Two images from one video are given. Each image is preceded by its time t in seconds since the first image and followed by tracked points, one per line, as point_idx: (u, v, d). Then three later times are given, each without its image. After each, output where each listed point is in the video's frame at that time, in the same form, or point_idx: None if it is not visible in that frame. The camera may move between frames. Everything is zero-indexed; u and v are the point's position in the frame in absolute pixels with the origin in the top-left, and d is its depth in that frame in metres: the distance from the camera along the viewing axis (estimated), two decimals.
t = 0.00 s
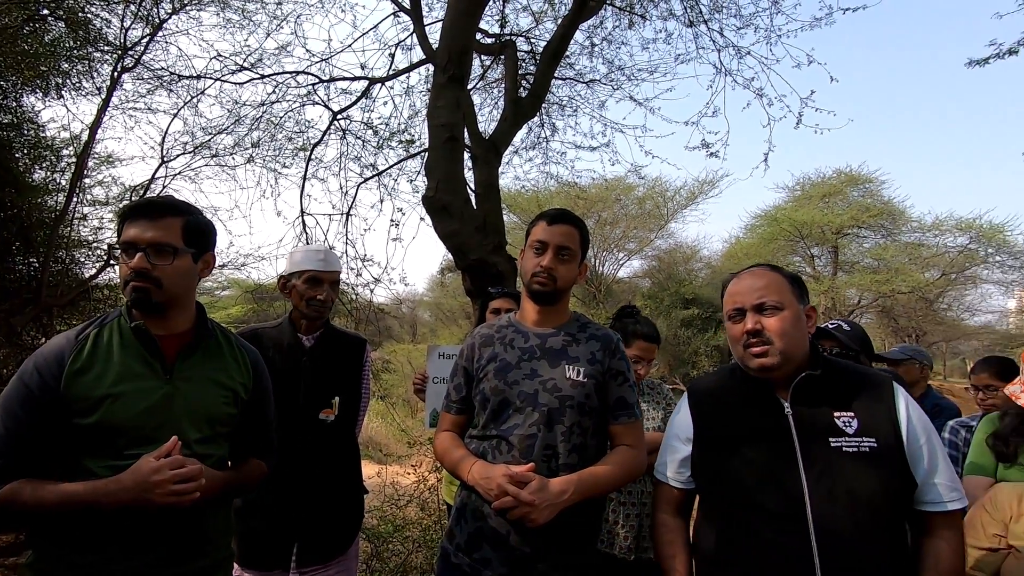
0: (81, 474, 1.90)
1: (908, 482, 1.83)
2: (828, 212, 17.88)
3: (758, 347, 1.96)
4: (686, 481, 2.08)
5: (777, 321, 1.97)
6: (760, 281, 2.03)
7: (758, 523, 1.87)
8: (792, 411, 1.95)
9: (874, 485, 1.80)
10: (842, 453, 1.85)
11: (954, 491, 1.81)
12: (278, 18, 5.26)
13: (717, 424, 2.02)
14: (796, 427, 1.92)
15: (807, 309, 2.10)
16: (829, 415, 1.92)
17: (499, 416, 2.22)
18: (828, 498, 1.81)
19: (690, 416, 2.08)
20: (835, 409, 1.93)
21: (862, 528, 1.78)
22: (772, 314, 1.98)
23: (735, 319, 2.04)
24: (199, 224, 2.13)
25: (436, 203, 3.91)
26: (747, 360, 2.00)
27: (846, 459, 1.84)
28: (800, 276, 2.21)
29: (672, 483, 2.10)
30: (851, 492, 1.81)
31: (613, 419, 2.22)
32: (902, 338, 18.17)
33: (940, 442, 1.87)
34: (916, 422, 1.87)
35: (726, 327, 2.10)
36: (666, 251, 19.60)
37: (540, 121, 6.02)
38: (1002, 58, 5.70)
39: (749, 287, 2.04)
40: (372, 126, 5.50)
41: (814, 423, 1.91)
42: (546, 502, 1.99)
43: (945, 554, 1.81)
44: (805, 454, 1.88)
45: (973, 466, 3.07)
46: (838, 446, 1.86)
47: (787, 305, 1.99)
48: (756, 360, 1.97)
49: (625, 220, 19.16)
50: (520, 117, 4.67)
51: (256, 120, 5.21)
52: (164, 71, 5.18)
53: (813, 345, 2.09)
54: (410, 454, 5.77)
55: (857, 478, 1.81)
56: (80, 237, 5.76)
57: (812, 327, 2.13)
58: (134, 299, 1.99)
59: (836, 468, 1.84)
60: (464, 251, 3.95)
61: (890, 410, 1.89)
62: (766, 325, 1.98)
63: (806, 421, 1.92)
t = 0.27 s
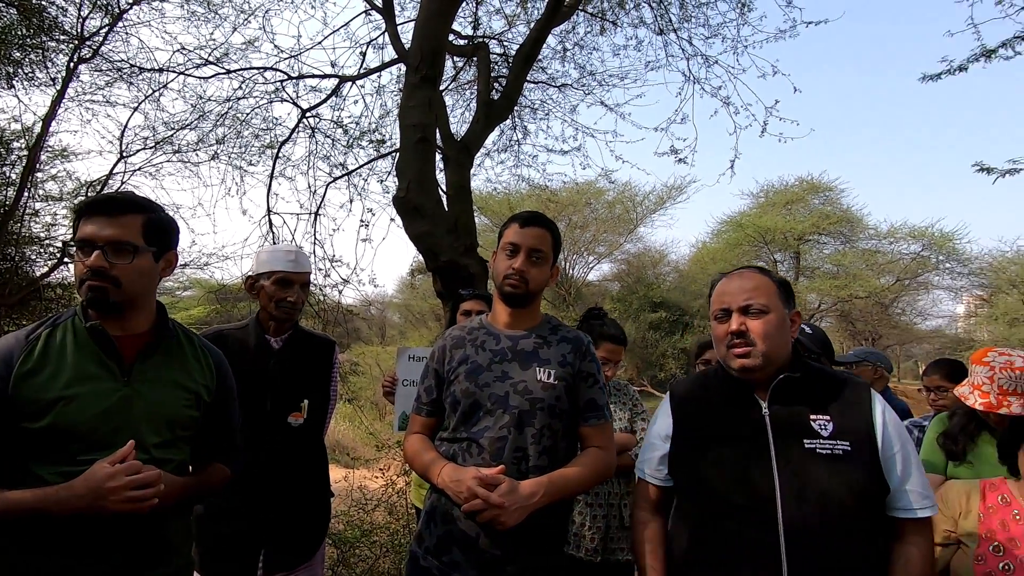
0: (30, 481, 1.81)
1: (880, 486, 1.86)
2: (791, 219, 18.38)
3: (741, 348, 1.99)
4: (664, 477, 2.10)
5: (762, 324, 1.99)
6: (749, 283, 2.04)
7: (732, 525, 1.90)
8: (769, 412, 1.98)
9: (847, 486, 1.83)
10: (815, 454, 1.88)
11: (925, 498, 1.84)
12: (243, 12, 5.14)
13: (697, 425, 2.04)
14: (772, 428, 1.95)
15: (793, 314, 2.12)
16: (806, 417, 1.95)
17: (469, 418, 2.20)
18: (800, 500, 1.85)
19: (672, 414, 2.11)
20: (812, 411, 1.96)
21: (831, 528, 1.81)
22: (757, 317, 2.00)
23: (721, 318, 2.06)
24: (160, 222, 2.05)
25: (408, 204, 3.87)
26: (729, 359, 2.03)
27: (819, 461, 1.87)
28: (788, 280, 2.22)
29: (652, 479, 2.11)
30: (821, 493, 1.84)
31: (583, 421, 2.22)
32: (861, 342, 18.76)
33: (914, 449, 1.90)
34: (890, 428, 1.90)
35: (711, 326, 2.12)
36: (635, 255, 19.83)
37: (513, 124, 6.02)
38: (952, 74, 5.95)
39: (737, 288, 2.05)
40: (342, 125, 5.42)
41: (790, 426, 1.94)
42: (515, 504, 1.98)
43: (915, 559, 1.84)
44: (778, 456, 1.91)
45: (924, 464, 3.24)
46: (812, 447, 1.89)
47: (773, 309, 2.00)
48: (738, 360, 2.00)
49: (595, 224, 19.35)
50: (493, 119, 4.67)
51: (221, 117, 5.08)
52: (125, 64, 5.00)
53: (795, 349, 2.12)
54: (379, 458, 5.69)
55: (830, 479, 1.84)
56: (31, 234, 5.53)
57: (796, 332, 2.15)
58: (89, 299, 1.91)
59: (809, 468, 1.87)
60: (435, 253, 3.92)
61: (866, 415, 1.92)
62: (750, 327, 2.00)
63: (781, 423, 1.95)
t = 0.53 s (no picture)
0: None
1: (866, 491, 1.88)
2: (758, 221, 18.76)
3: (733, 349, 2.00)
4: (654, 473, 2.13)
5: (757, 327, 1.98)
6: (748, 286, 2.03)
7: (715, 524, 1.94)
8: (757, 413, 1.99)
9: (830, 488, 1.86)
10: (799, 456, 1.90)
11: (911, 506, 1.86)
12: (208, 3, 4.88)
13: (687, 425, 2.06)
14: (759, 428, 1.97)
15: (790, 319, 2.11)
16: (793, 418, 1.96)
17: (440, 420, 2.18)
18: (779, 500, 1.88)
19: (661, 411, 2.12)
20: (800, 412, 1.96)
21: (812, 529, 1.84)
22: (753, 320, 1.99)
23: (718, 318, 2.06)
24: (119, 219, 1.98)
25: (379, 203, 3.82)
26: (721, 359, 2.04)
27: (802, 463, 1.90)
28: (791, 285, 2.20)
29: (642, 476, 2.15)
30: (801, 493, 1.87)
31: (554, 422, 2.23)
32: (824, 341, 19.26)
33: (901, 456, 1.91)
34: (878, 435, 1.91)
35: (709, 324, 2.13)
36: (607, 255, 20.00)
37: (485, 124, 6.00)
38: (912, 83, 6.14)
39: (736, 289, 2.04)
40: (312, 122, 5.32)
41: (775, 427, 1.96)
42: (485, 506, 1.97)
43: (900, 566, 1.86)
44: (763, 456, 1.94)
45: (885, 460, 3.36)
46: (796, 449, 1.91)
47: (770, 313, 1.99)
48: (729, 361, 2.01)
49: (568, 224, 19.47)
50: (465, 118, 4.65)
51: (185, 111, 4.94)
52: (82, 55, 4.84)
53: (790, 352, 2.12)
54: (349, 460, 5.60)
55: (813, 480, 1.87)
56: None
57: (793, 336, 2.15)
58: (42, 299, 1.84)
59: (793, 470, 1.90)
60: (407, 253, 3.88)
61: (853, 419, 1.92)
62: (745, 329, 2.00)
63: (767, 424, 1.97)
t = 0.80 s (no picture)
0: None
1: (861, 495, 1.89)
2: (732, 223, 19.06)
3: (735, 352, 2.01)
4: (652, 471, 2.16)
5: (763, 333, 2.00)
6: (760, 292, 2.03)
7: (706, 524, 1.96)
8: (753, 414, 2.01)
9: (825, 488, 1.88)
10: (793, 455, 1.93)
11: (905, 511, 1.86)
12: None
13: (687, 424, 2.09)
14: (755, 426, 1.99)
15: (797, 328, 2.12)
16: (790, 418, 1.98)
17: (417, 419, 2.16)
18: (772, 500, 1.90)
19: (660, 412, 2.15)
20: (796, 414, 1.99)
21: (806, 529, 1.86)
22: (760, 326, 2.01)
23: (725, 320, 2.07)
24: (86, 214, 1.91)
25: (356, 201, 3.77)
26: (722, 361, 2.06)
27: (797, 462, 1.92)
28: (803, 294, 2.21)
29: (641, 473, 2.17)
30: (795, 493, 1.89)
31: (532, 421, 2.22)
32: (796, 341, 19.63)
33: (899, 463, 1.91)
34: (876, 441, 1.92)
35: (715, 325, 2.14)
36: (584, 255, 20.10)
37: (464, 122, 5.97)
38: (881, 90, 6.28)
39: (747, 294, 2.04)
40: (288, 117, 5.23)
41: (773, 426, 1.98)
42: (460, 505, 1.95)
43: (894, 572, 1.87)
44: (758, 455, 1.96)
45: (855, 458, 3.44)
46: (792, 450, 1.94)
47: (777, 321, 2.00)
48: (729, 362, 2.03)
49: (546, 224, 19.54)
50: (444, 116, 4.61)
51: (156, 104, 4.82)
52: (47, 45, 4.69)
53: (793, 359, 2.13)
54: (324, 461, 5.52)
55: (809, 480, 1.89)
56: None
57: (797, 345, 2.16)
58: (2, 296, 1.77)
59: (789, 469, 1.92)
60: (384, 251, 3.84)
61: (852, 422, 1.94)
62: (750, 334, 2.01)
63: (765, 424, 1.98)
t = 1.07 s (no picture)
0: None
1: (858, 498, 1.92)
2: (709, 218, 19.27)
3: (741, 351, 2.02)
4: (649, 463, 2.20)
5: (772, 335, 2.00)
6: (772, 293, 2.03)
7: (696, 523, 2.00)
8: (752, 412, 2.03)
9: (819, 488, 1.90)
10: (789, 455, 1.95)
11: (902, 517, 1.89)
12: None
13: (685, 422, 2.12)
14: (753, 425, 2.02)
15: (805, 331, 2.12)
16: (788, 418, 2.00)
17: (393, 416, 2.14)
18: (762, 501, 1.93)
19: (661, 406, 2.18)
20: (795, 415, 2.01)
21: (798, 526, 1.89)
22: (769, 327, 2.01)
23: (734, 318, 2.08)
24: (49, 209, 1.85)
25: (333, 195, 3.72)
26: (727, 357, 2.07)
27: (791, 462, 1.94)
28: (815, 298, 2.20)
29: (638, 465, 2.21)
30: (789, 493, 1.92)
31: (510, 417, 2.21)
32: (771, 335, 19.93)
33: (897, 470, 1.93)
34: (875, 445, 1.94)
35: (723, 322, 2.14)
36: (564, 250, 20.16)
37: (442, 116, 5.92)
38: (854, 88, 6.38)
39: (760, 294, 2.04)
40: (262, 110, 5.13)
41: (770, 426, 2.00)
42: (438, 502, 1.94)
43: None
44: (755, 453, 1.99)
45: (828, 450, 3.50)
46: (788, 449, 1.96)
47: (787, 324, 2.00)
48: (734, 360, 2.04)
49: (525, 219, 19.55)
50: (422, 110, 4.57)
51: (124, 95, 4.68)
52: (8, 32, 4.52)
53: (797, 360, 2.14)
54: (301, 459, 5.45)
55: (804, 479, 1.92)
56: None
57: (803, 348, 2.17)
58: None
59: (784, 469, 1.94)
60: (361, 246, 3.80)
61: (852, 426, 1.96)
62: (758, 334, 2.01)
63: (762, 422, 2.01)
